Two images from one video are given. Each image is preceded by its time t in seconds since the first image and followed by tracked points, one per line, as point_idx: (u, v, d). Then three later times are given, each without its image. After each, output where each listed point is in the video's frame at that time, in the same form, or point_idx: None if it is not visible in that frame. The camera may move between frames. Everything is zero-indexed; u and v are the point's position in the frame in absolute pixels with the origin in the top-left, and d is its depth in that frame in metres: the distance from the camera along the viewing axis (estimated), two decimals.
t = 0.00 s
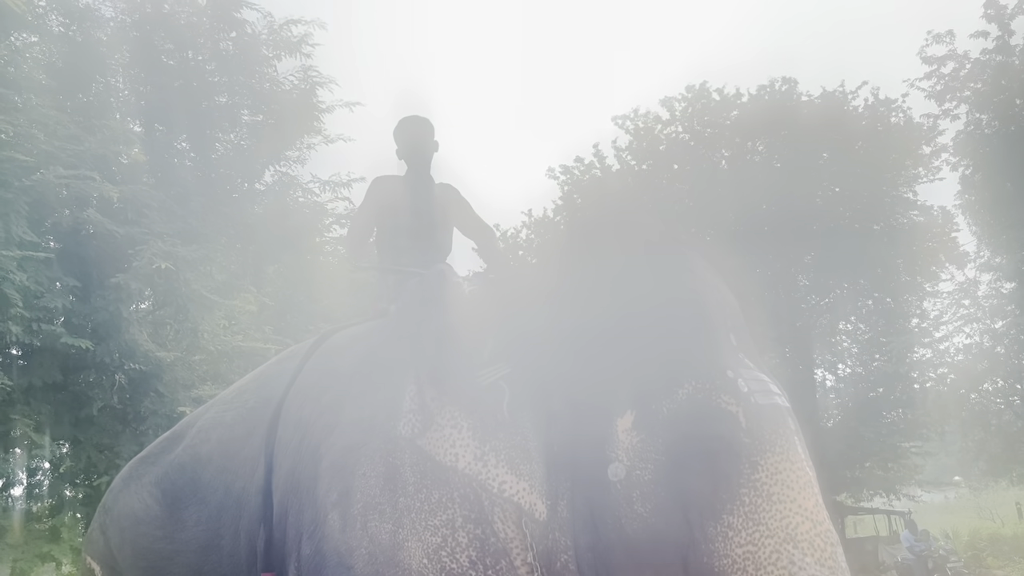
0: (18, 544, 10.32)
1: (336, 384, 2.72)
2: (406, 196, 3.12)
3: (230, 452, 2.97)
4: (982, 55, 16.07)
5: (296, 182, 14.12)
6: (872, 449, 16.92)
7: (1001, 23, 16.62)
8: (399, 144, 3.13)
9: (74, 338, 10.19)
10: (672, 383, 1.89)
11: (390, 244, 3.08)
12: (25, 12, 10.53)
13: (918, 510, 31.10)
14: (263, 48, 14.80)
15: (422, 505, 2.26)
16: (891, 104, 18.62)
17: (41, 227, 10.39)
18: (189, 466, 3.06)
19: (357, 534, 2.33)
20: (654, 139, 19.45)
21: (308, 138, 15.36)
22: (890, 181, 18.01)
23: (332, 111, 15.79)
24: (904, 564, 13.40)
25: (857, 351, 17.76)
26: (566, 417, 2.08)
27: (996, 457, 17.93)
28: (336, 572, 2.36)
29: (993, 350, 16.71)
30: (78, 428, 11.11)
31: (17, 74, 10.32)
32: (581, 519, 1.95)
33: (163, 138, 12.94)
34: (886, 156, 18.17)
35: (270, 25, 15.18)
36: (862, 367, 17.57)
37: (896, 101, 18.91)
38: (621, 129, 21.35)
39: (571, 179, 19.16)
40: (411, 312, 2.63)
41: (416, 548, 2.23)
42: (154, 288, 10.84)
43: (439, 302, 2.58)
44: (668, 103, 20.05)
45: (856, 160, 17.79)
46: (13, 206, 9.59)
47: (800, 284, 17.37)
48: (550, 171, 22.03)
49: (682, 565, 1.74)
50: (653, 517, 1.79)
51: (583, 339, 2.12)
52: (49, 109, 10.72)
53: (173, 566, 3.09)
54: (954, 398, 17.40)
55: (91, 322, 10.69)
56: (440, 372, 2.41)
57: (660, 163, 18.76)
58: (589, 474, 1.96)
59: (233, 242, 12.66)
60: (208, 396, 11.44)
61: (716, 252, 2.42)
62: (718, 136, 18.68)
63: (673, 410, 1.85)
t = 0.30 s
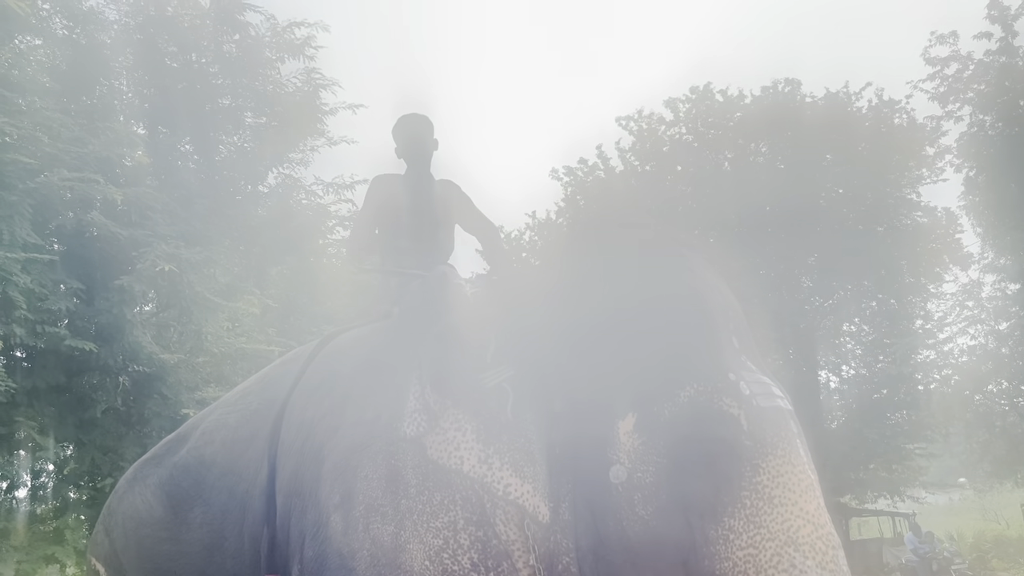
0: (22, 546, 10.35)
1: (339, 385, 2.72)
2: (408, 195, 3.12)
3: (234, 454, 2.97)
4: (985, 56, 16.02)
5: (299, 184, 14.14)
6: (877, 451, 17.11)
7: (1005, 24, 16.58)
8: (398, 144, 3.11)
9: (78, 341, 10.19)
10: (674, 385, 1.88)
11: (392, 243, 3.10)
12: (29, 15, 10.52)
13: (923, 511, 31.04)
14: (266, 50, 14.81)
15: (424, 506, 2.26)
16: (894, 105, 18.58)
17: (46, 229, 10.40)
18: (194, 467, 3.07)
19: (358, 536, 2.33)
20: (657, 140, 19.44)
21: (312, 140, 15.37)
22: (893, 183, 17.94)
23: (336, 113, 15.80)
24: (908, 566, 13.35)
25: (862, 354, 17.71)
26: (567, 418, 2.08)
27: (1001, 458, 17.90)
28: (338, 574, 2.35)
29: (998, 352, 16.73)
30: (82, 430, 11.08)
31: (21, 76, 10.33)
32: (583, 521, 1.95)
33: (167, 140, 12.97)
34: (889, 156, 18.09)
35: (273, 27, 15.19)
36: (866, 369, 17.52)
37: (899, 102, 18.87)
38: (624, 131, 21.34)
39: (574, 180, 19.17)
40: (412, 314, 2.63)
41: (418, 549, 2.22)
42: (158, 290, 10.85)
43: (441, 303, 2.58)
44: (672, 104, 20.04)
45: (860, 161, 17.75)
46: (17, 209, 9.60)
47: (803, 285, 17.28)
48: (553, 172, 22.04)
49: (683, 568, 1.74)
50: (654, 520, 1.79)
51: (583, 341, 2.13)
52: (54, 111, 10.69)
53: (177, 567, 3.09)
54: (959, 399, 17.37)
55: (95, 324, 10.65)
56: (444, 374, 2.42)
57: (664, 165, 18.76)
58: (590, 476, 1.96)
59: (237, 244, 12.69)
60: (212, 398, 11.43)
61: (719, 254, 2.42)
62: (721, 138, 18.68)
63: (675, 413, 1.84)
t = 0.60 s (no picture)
0: (24, 543, 10.34)
1: (343, 382, 2.73)
2: (403, 190, 3.09)
3: (237, 452, 2.97)
4: (988, 53, 16.03)
5: (301, 182, 14.14)
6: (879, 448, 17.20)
7: (1007, 22, 16.56)
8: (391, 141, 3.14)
9: (80, 337, 10.23)
10: (674, 377, 1.90)
11: (388, 240, 3.04)
12: (30, 13, 10.52)
13: (925, 510, 31.01)
14: (268, 48, 14.80)
15: (426, 503, 2.26)
16: (897, 103, 18.55)
17: (47, 226, 10.36)
18: (197, 464, 3.07)
19: (361, 533, 2.34)
20: (659, 138, 19.42)
21: (313, 138, 15.36)
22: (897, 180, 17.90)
23: (337, 111, 15.79)
24: (910, 564, 13.37)
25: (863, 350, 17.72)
26: (568, 413, 2.10)
27: (1003, 456, 17.88)
28: (341, 570, 2.37)
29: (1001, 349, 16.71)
30: (85, 427, 11.14)
31: (23, 74, 10.30)
32: (586, 516, 1.97)
33: (169, 137, 12.98)
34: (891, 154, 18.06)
35: (274, 25, 15.17)
36: (869, 366, 17.53)
37: (902, 100, 18.84)
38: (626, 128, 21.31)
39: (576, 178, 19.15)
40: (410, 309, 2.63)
41: (421, 545, 2.23)
42: (159, 288, 10.86)
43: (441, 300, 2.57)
44: (674, 102, 20.02)
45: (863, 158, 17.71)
46: (20, 206, 9.61)
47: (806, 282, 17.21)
48: (555, 170, 22.01)
49: (684, 560, 1.76)
50: (655, 513, 1.81)
51: (584, 337, 2.15)
52: (55, 109, 10.66)
53: (180, 565, 3.09)
54: (962, 396, 17.39)
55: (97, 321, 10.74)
56: (445, 369, 2.43)
57: (665, 163, 18.74)
58: (593, 469, 1.98)
59: (239, 241, 12.70)
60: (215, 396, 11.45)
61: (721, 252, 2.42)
62: (724, 135, 18.64)
63: (676, 406, 1.86)
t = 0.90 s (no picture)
0: (24, 535, 10.60)
1: (343, 375, 2.74)
2: (386, 186, 2.89)
3: (237, 445, 2.98)
4: (988, 45, 15.99)
5: (300, 174, 14.10)
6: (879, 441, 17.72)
7: (1008, 14, 16.51)
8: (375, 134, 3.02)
9: (80, 329, 10.24)
10: (672, 368, 1.92)
11: (374, 241, 2.84)
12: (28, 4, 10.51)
13: (924, 503, 31.07)
14: (267, 39, 14.74)
15: (426, 494, 2.27)
16: (897, 95, 18.50)
17: (47, 218, 10.40)
18: (197, 456, 3.07)
19: (361, 525, 2.34)
20: (659, 130, 19.38)
21: (313, 130, 15.32)
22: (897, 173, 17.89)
23: (336, 103, 15.73)
24: (908, 556, 13.46)
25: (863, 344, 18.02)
26: (567, 405, 2.11)
27: (1001, 449, 17.91)
28: (341, 564, 2.37)
29: (998, 342, 16.47)
30: (85, 418, 11.10)
31: (21, 65, 10.28)
32: (584, 507, 1.99)
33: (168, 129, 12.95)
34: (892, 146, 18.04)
35: (273, 16, 15.10)
36: (868, 360, 17.90)
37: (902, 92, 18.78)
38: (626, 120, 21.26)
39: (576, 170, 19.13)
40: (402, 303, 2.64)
41: (420, 536, 2.24)
42: (159, 280, 10.86)
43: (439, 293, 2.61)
44: (674, 94, 19.97)
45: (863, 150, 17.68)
46: (19, 198, 9.61)
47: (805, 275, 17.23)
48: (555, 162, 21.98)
49: (684, 550, 1.77)
50: (654, 505, 1.83)
51: (582, 329, 2.15)
52: (54, 101, 10.65)
53: (182, 557, 3.09)
54: (960, 389, 17.36)
55: (97, 314, 10.76)
56: (442, 359, 2.45)
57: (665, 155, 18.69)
58: (591, 461, 1.99)
59: (240, 234, 12.69)
60: (215, 388, 11.43)
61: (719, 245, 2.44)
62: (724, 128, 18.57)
63: (673, 396, 1.88)
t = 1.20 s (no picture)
0: (22, 519, 10.81)
1: (340, 362, 2.74)
2: (374, 172, 2.92)
3: (237, 429, 3.00)
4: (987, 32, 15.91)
5: (297, 159, 14.01)
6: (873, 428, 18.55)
7: None
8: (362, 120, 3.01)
9: (77, 315, 10.22)
10: (669, 356, 1.97)
11: (369, 230, 2.87)
12: None
13: (918, 488, 31.20)
14: (264, 23, 14.60)
15: (422, 479, 2.29)
16: (896, 82, 18.42)
17: (43, 203, 10.39)
18: (197, 441, 3.09)
19: (359, 510, 2.35)
20: (657, 116, 19.32)
21: (309, 115, 15.22)
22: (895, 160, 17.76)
23: (333, 87, 15.61)
24: (902, 542, 13.55)
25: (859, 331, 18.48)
26: (565, 391, 2.18)
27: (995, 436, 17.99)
28: (339, 548, 2.38)
29: (994, 329, 16.47)
30: (81, 404, 11.16)
31: (17, 48, 10.38)
32: (582, 492, 2.06)
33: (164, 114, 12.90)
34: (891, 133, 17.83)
35: None
36: (863, 347, 18.53)
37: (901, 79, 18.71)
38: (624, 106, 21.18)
39: (574, 156, 19.08)
40: (398, 287, 2.64)
41: (417, 521, 2.26)
42: (154, 266, 10.80)
43: (436, 277, 2.62)
44: (672, 80, 19.89)
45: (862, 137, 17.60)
46: (14, 182, 9.59)
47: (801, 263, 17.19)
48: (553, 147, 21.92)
49: (682, 533, 1.85)
50: (651, 491, 1.90)
51: (583, 316, 2.20)
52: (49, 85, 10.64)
53: (180, 540, 3.07)
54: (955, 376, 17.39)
55: (94, 299, 10.70)
56: (439, 346, 2.46)
57: (663, 141, 18.66)
58: (589, 447, 2.05)
59: (235, 220, 12.65)
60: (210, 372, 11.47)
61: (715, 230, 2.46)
62: (721, 115, 18.56)
63: (670, 383, 1.94)
